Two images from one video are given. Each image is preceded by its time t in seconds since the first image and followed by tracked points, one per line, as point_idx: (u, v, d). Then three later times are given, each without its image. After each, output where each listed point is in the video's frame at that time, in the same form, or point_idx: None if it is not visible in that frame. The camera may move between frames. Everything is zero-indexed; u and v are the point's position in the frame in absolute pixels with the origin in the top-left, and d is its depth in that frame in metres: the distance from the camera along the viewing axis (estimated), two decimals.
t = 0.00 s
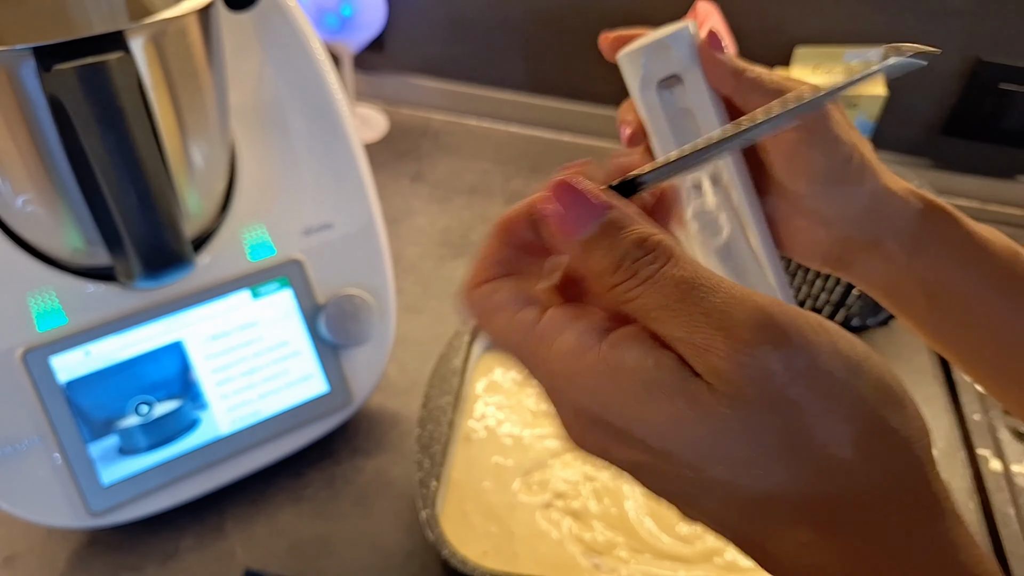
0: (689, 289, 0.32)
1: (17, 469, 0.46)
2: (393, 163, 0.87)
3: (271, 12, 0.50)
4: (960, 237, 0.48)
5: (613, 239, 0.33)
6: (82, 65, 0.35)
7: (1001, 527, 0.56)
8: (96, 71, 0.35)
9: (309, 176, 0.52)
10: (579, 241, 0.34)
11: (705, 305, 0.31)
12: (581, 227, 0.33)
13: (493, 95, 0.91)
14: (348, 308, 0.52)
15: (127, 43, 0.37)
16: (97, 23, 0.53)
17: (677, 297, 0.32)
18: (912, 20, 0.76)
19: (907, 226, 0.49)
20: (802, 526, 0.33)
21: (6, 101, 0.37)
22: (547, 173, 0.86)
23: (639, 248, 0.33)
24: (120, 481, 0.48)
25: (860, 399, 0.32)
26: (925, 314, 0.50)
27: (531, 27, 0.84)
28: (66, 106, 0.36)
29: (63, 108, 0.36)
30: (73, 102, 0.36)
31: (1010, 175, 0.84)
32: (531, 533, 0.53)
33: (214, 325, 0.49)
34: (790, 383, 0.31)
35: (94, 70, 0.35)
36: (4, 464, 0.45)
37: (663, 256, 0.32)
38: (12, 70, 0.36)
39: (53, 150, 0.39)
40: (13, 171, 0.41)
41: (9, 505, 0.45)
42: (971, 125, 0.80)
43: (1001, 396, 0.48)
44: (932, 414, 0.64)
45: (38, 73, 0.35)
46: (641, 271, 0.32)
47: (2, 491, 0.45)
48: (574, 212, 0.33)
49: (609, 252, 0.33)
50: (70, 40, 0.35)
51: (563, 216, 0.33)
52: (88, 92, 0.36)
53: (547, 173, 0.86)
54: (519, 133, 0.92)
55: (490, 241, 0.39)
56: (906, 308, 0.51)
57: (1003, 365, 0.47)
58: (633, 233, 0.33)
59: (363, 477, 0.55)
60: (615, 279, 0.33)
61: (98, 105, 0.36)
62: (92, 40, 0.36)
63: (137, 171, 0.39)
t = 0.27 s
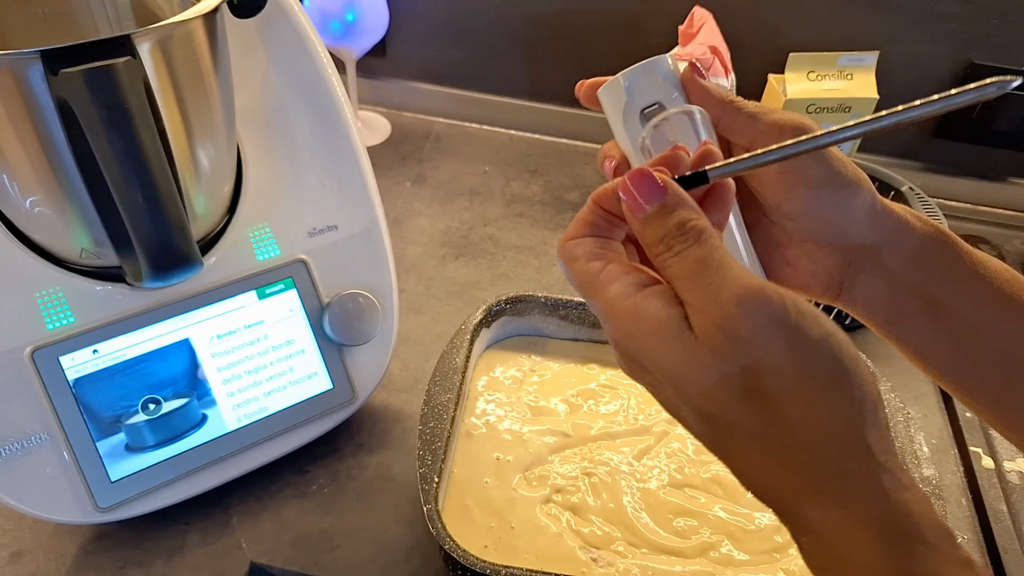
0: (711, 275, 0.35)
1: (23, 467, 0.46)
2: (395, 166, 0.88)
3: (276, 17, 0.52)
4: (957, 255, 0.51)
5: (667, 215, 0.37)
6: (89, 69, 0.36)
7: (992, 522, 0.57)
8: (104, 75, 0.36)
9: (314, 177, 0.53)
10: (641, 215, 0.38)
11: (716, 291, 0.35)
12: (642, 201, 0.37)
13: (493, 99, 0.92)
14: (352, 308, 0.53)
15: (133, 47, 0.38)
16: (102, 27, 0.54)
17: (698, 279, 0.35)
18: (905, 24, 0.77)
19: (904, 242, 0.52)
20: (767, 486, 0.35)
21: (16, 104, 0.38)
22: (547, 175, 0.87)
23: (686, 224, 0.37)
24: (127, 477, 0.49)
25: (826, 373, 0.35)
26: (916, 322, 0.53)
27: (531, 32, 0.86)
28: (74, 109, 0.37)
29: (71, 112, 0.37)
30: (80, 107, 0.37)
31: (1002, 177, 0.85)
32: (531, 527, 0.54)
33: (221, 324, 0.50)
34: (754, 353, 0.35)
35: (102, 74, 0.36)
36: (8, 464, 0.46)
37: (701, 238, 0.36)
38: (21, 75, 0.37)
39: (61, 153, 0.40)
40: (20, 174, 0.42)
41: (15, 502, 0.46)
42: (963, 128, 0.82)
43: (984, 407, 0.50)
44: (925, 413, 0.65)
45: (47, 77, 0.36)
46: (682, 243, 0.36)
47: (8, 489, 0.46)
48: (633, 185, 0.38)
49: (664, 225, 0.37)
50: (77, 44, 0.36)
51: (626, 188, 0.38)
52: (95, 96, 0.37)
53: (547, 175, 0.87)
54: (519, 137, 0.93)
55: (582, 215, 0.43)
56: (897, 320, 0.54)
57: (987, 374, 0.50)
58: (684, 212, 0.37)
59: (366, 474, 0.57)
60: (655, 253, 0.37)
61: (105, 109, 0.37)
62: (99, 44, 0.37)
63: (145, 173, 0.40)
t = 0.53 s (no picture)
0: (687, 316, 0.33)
1: (26, 466, 0.46)
2: (395, 166, 0.88)
3: (277, 19, 0.52)
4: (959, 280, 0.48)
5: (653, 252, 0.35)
6: (90, 70, 0.36)
7: (991, 521, 0.57)
8: (105, 76, 0.36)
9: (315, 178, 0.54)
10: (623, 252, 0.36)
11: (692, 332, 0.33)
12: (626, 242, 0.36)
13: (494, 100, 0.92)
14: (353, 307, 0.53)
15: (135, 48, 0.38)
16: (106, 30, 0.55)
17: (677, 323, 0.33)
18: (903, 26, 0.77)
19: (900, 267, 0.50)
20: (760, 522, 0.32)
21: (18, 105, 0.38)
22: (547, 176, 0.88)
23: (663, 260, 0.35)
24: (129, 475, 0.49)
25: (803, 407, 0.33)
26: (918, 350, 0.50)
27: (531, 34, 0.86)
28: (76, 109, 0.37)
29: (73, 112, 0.37)
30: (82, 107, 0.37)
31: (1000, 177, 0.85)
32: (530, 526, 0.54)
33: (222, 324, 0.50)
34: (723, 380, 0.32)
35: (104, 74, 0.36)
36: (12, 463, 0.46)
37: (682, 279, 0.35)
38: (23, 76, 0.37)
39: (63, 153, 0.40)
40: (22, 175, 0.42)
41: (18, 501, 0.46)
42: (961, 129, 0.82)
43: (988, 442, 0.47)
44: (923, 412, 0.66)
45: (48, 76, 0.36)
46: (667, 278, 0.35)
47: (10, 487, 0.46)
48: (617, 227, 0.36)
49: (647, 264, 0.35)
50: (78, 45, 0.36)
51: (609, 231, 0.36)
52: (97, 96, 0.37)
53: (547, 176, 0.88)
54: (519, 138, 0.93)
55: (572, 248, 0.40)
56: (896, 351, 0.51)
57: (989, 410, 0.47)
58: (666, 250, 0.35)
59: (366, 473, 0.57)
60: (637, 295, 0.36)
61: (107, 109, 0.37)
62: (101, 46, 0.37)
63: (146, 172, 0.40)
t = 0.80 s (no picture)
0: (658, 452, 0.32)
1: (26, 466, 0.46)
2: (395, 166, 0.88)
3: (277, 20, 0.52)
4: (945, 294, 0.49)
5: (593, 376, 0.31)
6: (91, 70, 0.36)
7: (991, 521, 0.57)
8: (105, 76, 0.36)
9: (316, 177, 0.54)
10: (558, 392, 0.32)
11: (666, 480, 0.32)
12: (562, 374, 0.31)
13: (494, 100, 0.92)
14: (353, 307, 0.53)
15: (136, 48, 0.38)
16: (105, 29, 0.55)
17: (648, 460, 0.32)
18: (903, 26, 0.77)
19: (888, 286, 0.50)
20: None
21: (18, 105, 0.38)
22: (547, 175, 0.88)
23: (611, 379, 0.31)
24: (129, 475, 0.49)
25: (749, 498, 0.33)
26: (909, 367, 0.50)
27: (531, 34, 0.86)
28: (76, 110, 0.37)
29: (73, 112, 0.37)
30: (83, 107, 0.37)
31: (1000, 177, 0.86)
32: (531, 526, 0.55)
33: (222, 324, 0.50)
34: (696, 489, 0.33)
35: (104, 74, 0.36)
36: (12, 462, 0.46)
37: (633, 397, 0.32)
38: (23, 76, 0.37)
39: (63, 152, 0.40)
40: (22, 175, 0.42)
41: (18, 501, 0.46)
42: (961, 128, 0.82)
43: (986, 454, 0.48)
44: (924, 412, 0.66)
45: (49, 77, 0.36)
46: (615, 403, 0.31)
47: (10, 487, 0.46)
48: (542, 366, 0.31)
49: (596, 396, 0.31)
50: (78, 45, 0.36)
51: (529, 366, 0.31)
52: (97, 96, 0.37)
53: (547, 176, 0.88)
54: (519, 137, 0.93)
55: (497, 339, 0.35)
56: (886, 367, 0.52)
57: (987, 424, 0.48)
58: (605, 367, 0.31)
59: (367, 473, 0.57)
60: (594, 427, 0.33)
61: (107, 110, 0.37)
62: (101, 46, 0.37)
63: (146, 172, 0.40)
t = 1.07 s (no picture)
0: (612, 506, 0.37)
1: (23, 467, 0.46)
2: (395, 166, 0.88)
3: (276, 18, 0.52)
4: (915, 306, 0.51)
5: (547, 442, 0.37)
6: (90, 70, 0.36)
7: (993, 522, 0.57)
8: (104, 76, 0.36)
9: (315, 177, 0.53)
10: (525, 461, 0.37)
11: (623, 539, 0.36)
12: (518, 445, 0.37)
13: (494, 99, 0.92)
14: (352, 307, 0.53)
15: (134, 48, 0.37)
16: (104, 28, 0.54)
17: (603, 518, 0.37)
18: (905, 25, 0.77)
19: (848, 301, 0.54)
20: None
21: (15, 104, 0.38)
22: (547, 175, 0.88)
23: (566, 455, 0.37)
24: (127, 477, 0.49)
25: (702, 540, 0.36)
26: (865, 373, 0.55)
27: (531, 33, 0.86)
28: (74, 109, 0.37)
29: (72, 112, 0.37)
30: (81, 107, 0.37)
31: (1002, 177, 0.85)
32: (530, 527, 0.54)
33: (220, 324, 0.50)
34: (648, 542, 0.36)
35: (103, 73, 0.36)
36: (10, 463, 0.46)
37: (581, 460, 0.37)
38: (22, 75, 0.36)
39: (62, 152, 0.40)
40: (20, 174, 0.42)
41: (15, 502, 0.46)
42: (963, 127, 0.82)
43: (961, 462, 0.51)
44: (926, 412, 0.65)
45: (47, 76, 0.36)
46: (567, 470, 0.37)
47: (8, 488, 0.46)
48: (501, 443, 0.36)
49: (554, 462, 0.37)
50: (77, 45, 0.36)
51: (491, 443, 0.37)
52: (96, 96, 0.36)
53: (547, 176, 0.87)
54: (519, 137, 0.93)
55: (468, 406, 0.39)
56: (881, 376, 0.54)
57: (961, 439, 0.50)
58: (555, 435, 0.37)
59: (366, 473, 0.57)
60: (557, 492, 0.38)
61: (106, 110, 0.37)
62: (99, 45, 0.36)
63: (146, 172, 0.40)
